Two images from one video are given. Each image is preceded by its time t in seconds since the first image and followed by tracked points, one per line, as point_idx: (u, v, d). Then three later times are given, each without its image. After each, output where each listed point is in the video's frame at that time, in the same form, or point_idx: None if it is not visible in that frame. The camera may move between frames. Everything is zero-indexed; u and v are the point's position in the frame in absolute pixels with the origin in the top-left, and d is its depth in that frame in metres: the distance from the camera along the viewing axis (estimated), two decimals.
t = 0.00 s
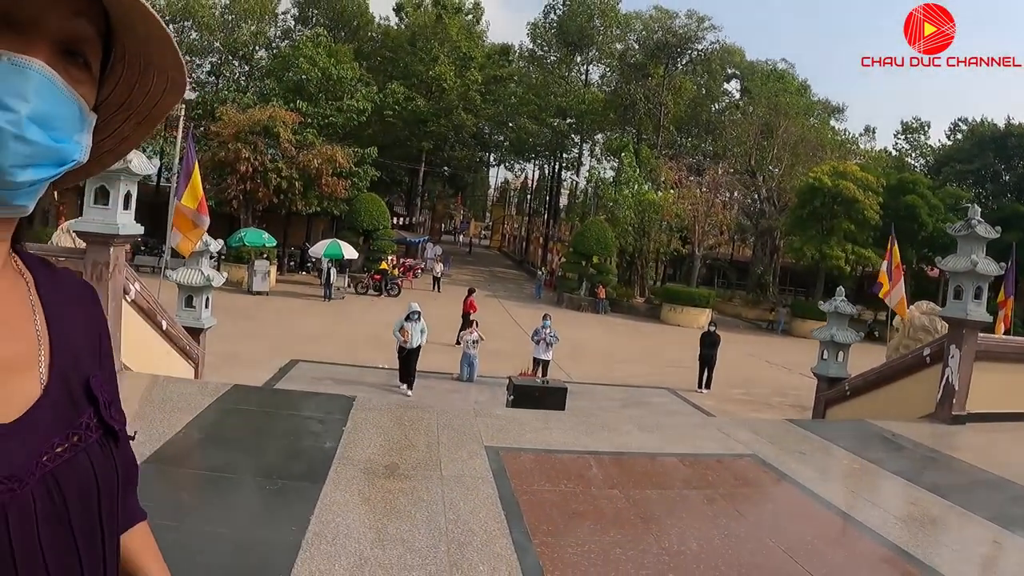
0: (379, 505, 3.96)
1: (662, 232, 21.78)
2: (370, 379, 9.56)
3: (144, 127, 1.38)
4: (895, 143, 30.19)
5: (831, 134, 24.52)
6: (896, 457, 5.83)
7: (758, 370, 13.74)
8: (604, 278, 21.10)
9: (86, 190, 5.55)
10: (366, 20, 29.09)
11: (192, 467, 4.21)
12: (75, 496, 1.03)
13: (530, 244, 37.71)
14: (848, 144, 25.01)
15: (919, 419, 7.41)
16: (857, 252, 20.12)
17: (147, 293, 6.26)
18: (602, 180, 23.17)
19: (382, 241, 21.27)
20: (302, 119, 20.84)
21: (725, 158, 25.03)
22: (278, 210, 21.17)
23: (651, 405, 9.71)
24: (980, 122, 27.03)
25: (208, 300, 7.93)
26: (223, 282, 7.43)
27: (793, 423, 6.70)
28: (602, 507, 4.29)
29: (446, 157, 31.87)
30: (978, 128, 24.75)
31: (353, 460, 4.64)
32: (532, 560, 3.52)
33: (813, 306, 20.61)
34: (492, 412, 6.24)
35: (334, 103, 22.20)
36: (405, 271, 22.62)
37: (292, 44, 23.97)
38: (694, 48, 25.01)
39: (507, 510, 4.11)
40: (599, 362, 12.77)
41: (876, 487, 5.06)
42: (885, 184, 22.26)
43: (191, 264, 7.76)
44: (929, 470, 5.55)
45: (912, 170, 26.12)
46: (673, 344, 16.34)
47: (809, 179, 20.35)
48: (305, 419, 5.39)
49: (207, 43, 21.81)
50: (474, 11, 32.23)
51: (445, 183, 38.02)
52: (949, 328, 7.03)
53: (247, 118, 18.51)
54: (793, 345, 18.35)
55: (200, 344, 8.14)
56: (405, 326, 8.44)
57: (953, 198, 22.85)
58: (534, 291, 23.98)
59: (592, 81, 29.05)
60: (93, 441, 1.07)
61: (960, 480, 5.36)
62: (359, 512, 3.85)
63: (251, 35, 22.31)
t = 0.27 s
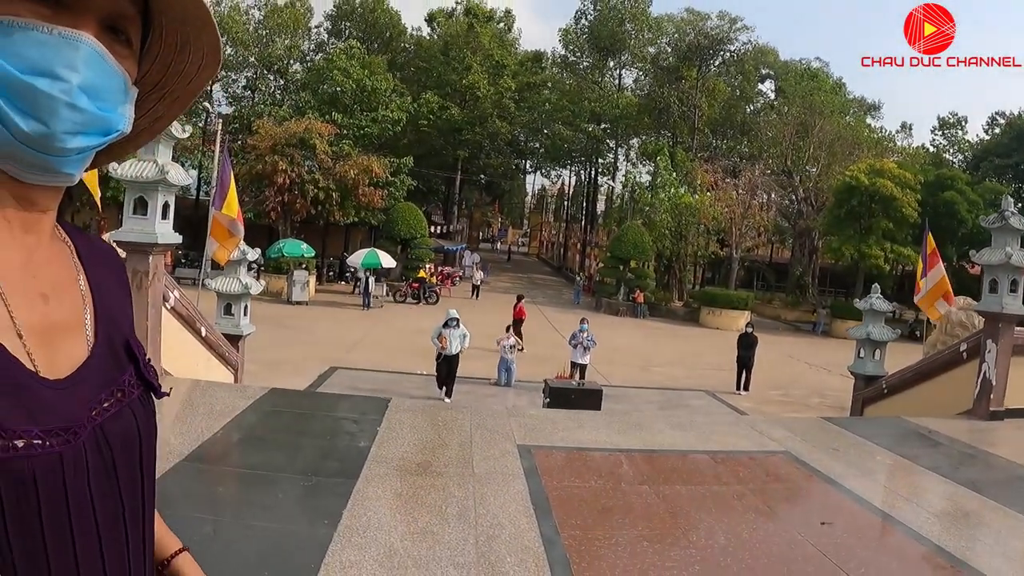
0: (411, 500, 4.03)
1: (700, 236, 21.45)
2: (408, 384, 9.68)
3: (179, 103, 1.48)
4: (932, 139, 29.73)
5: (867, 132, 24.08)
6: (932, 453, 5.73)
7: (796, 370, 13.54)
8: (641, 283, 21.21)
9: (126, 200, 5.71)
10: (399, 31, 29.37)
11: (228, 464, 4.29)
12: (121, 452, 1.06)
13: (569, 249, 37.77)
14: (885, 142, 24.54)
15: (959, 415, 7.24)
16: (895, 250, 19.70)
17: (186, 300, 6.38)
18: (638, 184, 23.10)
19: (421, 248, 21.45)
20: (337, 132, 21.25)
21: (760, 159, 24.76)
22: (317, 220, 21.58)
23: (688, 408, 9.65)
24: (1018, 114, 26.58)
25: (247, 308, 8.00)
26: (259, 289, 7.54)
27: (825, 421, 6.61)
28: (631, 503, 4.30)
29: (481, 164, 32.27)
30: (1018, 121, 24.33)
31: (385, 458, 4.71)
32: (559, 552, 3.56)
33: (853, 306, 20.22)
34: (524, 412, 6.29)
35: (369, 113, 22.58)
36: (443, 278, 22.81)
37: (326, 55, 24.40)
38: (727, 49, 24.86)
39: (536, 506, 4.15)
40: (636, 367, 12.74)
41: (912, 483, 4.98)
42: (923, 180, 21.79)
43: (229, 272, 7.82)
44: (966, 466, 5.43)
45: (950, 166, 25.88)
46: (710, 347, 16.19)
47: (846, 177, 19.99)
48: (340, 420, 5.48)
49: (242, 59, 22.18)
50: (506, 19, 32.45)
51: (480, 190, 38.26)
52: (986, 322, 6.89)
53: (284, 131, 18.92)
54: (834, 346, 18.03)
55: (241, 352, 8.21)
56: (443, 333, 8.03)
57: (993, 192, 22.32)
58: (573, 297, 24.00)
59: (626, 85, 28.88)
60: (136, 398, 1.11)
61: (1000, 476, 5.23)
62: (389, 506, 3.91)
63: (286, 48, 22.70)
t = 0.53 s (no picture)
0: (418, 500, 4.05)
1: (709, 238, 21.36)
2: (416, 388, 9.70)
3: (210, 111, 1.52)
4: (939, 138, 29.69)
5: (875, 131, 24.02)
6: (940, 453, 5.71)
7: (805, 372, 13.49)
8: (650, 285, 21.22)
9: (135, 205, 5.75)
10: (406, 36, 29.38)
11: (237, 466, 4.32)
12: (151, 461, 1.07)
13: (577, 252, 37.68)
14: (893, 141, 24.48)
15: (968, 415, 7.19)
16: (904, 251, 19.46)
17: (195, 304, 6.45)
18: (646, 186, 23.10)
19: (429, 251, 21.50)
20: (346, 135, 21.35)
21: (768, 160, 24.71)
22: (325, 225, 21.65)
23: (696, 409, 9.62)
24: None
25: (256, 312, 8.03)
26: (269, 293, 7.58)
27: (832, 421, 6.60)
28: (637, 503, 4.31)
29: (489, 167, 32.33)
30: None
31: (393, 459, 4.74)
32: (565, 551, 3.57)
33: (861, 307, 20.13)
34: (531, 413, 6.31)
35: (377, 118, 22.68)
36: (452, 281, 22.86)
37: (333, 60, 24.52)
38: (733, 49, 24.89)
39: (543, 506, 4.16)
40: (644, 369, 12.71)
41: (921, 482, 4.96)
42: (930, 179, 21.71)
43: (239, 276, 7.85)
44: (973, 465, 5.41)
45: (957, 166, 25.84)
46: (719, 349, 16.15)
47: (854, 178, 19.92)
48: (348, 422, 5.50)
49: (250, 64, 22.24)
50: (512, 22, 32.52)
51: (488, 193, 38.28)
52: (992, 322, 6.86)
53: (292, 135, 19.01)
54: (843, 346, 17.94)
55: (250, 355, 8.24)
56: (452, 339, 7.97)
57: (1001, 191, 22.20)
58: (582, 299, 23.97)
59: (633, 87, 28.91)
60: (164, 407, 1.13)
61: (1009, 475, 5.21)
62: (396, 506, 3.94)
63: (293, 54, 22.76)
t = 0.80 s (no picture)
0: (423, 502, 4.06)
1: (713, 239, 21.32)
2: (421, 389, 9.71)
3: (228, 128, 1.54)
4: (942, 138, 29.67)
5: (878, 132, 23.98)
6: (945, 453, 5.69)
7: (809, 373, 13.46)
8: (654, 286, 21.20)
9: (139, 208, 5.77)
10: (409, 37, 29.48)
11: (242, 468, 4.33)
12: (154, 471, 1.08)
13: (582, 253, 37.69)
14: (896, 141, 24.43)
15: (973, 415, 7.17)
16: (909, 251, 19.51)
17: (199, 307, 6.47)
18: (650, 187, 23.09)
19: (434, 254, 21.52)
20: (350, 137, 21.39)
21: (772, 161, 24.68)
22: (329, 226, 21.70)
23: (701, 411, 9.60)
24: None
25: (260, 314, 8.04)
26: (273, 296, 7.60)
27: (838, 422, 6.58)
28: (642, 505, 4.31)
29: (493, 169, 32.41)
30: None
31: (397, 461, 4.74)
32: (571, 553, 3.57)
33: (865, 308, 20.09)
34: (536, 415, 6.31)
35: (381, 119, 22.73)
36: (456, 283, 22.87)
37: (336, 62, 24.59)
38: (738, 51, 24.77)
39: (548, 508, 4.16)
40: (648, 370, 12.68)
41: (927, 483, 4.95)
42: (933, 180, 21.69)
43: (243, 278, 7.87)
44: (979, 465, 5.40)
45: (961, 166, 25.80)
46: (723, 350, 16.13)
47: (858, 178, 19.86)
48: (353, 424, 5.51)
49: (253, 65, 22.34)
50: (515, 24, 32.55)
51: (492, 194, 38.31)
52: (998, 322, 6.84)
53: (296, 137, 19.06)
54: (848, 347, 17.91)
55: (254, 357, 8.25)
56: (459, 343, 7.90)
57: (1005, 191, 22.13)
58: (586, 302, 23.99)
59: (636, 88, 28.93)
60: (169, 418, 1.14)
61: (1017, 476, 5.18)
62: (401, 508, 3.94)
63: (296, 56, 22.84)
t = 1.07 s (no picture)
0: (433, 508, 4.07)
1: (721, 241, 21.26)
2: (430, 394, 9.73)
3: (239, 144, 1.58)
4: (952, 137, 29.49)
5: (886, 132, 23.87)
6: (957, 454, 5.65)
7: (820, 375, 13.39)
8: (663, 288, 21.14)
9: (148, 214, 5.82)
10: (416, 43, 29.57)
11: (252, 474, 4.37)
12: (153, 480, 1.10)
13: (590, 256, 37.67)
14: (905, 141, 24.32)
15: (984, 417, 7.11)
16: (918, 251, 19.38)
17: (209, 313, 6.52)
18: (658, 190, 23.06)
19: (443, 259, 21.58)
20: (358, 142, 21.50)
21: (781, 162, 24.59)
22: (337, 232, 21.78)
23: (711, 413, 9.57)
24: None
25: (269, 319, 8.09)
26: (282, 301, 7.64)
27: (849, 424, 6.54)
28: (653, 509, 4.30)
29: (501, 172, 32.48)
30: None
31: (407, 467, 4.76)
32: (581, 558, 3.57)
33: (875, 309, 19.96)
34: (546, 419, 6.31)
35: (388, 125, 22.85)
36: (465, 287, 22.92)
37: (343, 68, 24.74)
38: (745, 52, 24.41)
39: (559, 513, 4.16)
40: (658, 373, 12.65)
41: (939, 485, 4.91)
42: (943, 179, 21.56)
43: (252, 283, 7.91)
44: (992, 467, 5.35)
45: (971, 165, 25.62)
46: (733, 352, 16.07)
47: (866, 179, 19.76)
48: (363, 429, 5.54)
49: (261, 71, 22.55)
50: (522, 28, 32.67)
51: (500, 197, 38.36)
52: (1009, 322, 6.78)
53: (304, 143, 19.18)
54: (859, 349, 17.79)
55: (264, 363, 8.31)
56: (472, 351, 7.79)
57: (1016, 190, 21.96)
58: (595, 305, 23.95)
59: (644, 90, 28.97)
60: (169, 429, 1.16)
61: None
62: (411, 514, 3.96)
63: (304, 62, 23.00)
